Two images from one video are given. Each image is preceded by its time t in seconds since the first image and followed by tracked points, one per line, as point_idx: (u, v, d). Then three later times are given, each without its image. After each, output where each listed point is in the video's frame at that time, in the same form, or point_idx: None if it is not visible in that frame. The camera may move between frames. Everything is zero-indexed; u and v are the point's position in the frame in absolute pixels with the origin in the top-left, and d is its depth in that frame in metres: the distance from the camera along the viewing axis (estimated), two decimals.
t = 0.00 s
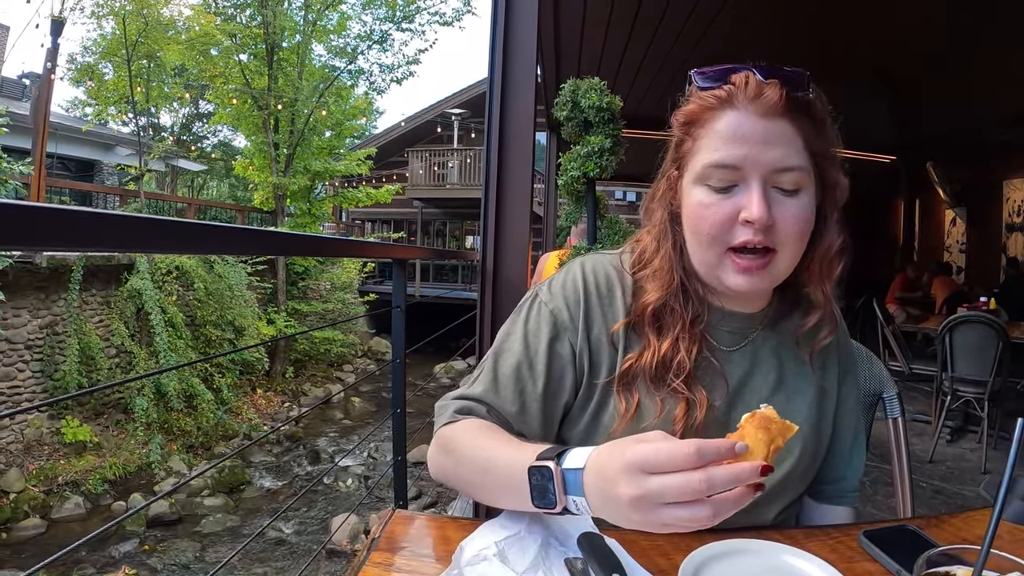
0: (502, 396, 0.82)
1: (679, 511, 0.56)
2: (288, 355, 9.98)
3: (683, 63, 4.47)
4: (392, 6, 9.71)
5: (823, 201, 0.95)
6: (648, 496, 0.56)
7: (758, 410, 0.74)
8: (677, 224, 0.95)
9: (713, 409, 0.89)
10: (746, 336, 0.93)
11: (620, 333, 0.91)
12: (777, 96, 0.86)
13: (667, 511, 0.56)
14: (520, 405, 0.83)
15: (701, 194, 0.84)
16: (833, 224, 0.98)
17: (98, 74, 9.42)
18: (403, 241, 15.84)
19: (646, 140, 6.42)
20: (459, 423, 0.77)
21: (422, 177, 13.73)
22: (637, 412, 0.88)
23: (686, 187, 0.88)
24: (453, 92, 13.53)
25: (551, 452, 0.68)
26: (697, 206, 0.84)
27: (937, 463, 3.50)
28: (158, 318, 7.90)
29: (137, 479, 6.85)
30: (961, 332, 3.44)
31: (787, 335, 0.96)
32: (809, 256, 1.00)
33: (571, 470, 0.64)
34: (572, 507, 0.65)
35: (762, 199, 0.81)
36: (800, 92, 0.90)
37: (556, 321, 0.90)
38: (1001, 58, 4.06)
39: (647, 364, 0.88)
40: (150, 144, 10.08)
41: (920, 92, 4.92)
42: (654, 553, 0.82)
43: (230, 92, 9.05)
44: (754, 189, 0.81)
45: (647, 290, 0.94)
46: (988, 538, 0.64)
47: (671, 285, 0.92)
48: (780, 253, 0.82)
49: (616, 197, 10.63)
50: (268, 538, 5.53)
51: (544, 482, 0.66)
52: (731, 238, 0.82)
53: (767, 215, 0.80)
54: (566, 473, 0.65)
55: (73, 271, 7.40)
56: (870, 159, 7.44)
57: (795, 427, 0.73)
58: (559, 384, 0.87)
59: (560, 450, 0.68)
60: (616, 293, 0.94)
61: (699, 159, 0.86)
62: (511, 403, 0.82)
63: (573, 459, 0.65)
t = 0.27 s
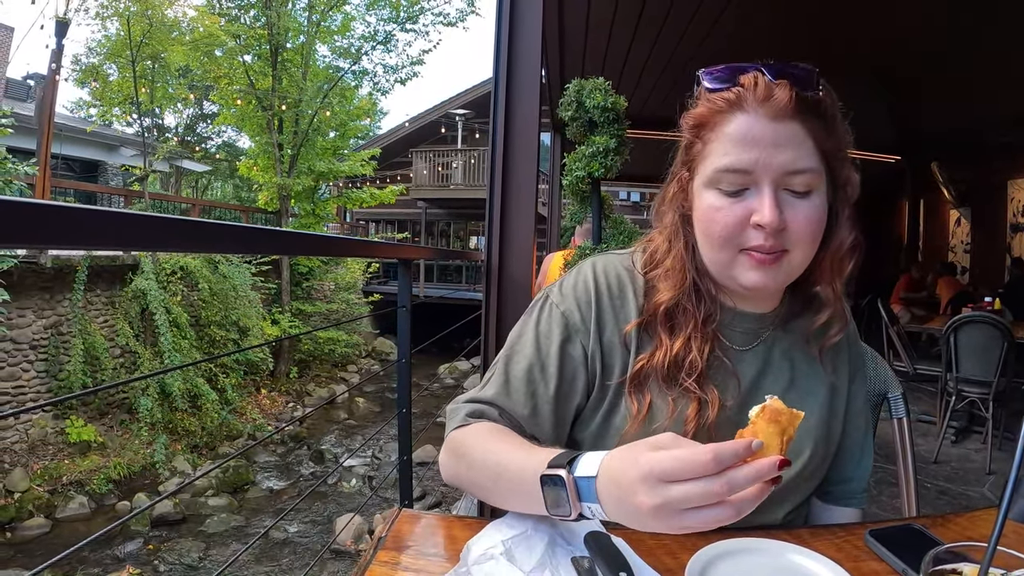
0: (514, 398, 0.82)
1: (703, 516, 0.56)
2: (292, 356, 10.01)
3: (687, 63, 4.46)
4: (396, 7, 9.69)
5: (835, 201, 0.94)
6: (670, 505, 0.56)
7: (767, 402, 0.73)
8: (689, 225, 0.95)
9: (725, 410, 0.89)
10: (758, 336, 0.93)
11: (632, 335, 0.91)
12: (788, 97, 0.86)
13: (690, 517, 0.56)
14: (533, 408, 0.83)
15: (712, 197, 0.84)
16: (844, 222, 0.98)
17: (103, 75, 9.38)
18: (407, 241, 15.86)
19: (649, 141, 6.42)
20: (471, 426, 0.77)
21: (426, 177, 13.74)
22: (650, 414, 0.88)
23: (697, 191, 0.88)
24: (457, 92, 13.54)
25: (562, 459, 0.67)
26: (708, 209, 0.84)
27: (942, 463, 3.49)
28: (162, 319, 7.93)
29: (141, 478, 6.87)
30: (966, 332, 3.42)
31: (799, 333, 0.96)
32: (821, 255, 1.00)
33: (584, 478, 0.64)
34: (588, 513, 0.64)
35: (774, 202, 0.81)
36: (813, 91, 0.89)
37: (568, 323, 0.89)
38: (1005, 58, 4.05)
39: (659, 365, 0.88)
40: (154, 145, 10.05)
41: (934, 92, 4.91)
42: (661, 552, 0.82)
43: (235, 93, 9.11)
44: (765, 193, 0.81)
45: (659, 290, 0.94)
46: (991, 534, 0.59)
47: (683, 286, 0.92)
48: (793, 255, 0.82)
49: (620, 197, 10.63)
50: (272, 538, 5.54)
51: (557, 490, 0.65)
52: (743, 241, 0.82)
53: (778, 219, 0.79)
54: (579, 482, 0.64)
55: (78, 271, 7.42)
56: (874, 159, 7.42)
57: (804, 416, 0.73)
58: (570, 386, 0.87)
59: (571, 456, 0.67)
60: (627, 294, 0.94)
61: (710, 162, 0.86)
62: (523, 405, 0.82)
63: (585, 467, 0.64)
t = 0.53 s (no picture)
0: (519, 394, 0.82)
1: (700, 499, 0.56)
2: (297, 356, 10.01)
3: (693, 63, 4.45)
4: (401, 8, 9.58)
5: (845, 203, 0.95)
6: (668, 479, 0.56)
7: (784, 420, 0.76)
8: (698, 225, 0.95)
9: (731, 410, 0.89)
10: (767, 337, 0.92)
11: (639, 333, 0.91)
12: (801, 97, 0.85)
13: (687, 498, 0.56)
14: (538, 405, 0.83)
15: (723, 196, 0.84)
16: (854, 225, 0.98)
17: (108, 76, 9.30)
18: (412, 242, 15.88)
19: (653, 141, 6.42)
20: (475, 418, 0.77)
21: (431, 178, 13.74)
22: (655, 413, 0.88)
23: (708, 190, 0.87)
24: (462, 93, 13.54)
25: (573, 442, 0.70)
26: (718, 208, 0.84)
27: (947, 464, 3.49)
28: (167, 319, 7.94)
29: (146, 478, 6.89)
30: (972, 333, 3.41)
31: (807, 336, 0.95)
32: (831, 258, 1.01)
33: (591, 457, 0.66)
34: (588, 499, 0.66)
35: (785, 202, 0.81)
36: (826, 91, 0.89)
37: (575, 320, 0.89)
38: (1011, 58, 4.03)
39: (665, 363, 0.88)
40: (159, 146, 10.16)
41: (939, 91, 4.89)
42: (666, 553, 0.82)
43: (240, 94, 9.15)
44: (777, 192, 0.81)
45: (667, 288, 0.94)
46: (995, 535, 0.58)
47: (691, 285, 0.92)
48: (802, 255, 0.82)
49: (624, 198, 10.63)
50: (277, 539, 5.54)
51: (561, 470, 0.67)
52: (753, 241, 0.82)
53: (789, 219, 0.79)
54: (586, 460, 0.66)
55: (83, 272, 7.45)
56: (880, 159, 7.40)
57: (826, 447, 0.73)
58: (576, 384, 0.87)
59: (582, 441, 0.70)
60: (634, 293, 0.94)
61: (722, 162, 0.86)
62: (528, 402, 0.82)
63: (594, 449, 0.67)
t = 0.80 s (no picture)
0: (524, 400, 0.82)
1: (696, 465, 0.55)
2: (301, 357, 10.02)
3: (697, 63, 4.45)
4: (403, 9, 9.67)
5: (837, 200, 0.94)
6: (669, 437, 0.56)
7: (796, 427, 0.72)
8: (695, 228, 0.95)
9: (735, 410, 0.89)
10: (768, 338, 0.92)
11: (642, 337, 0.90)
12: (784, 96, 0.86)
13: (683, 463, 0.55)
14: (543, 410, 0.83)
15: (713, 199, 0.84)
16: (847, 219, 0.98)
17: (111, 77, 9.41)
18: (415, 242, 15.89)
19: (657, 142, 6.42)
20: (482, 422, 0.77)
21: (434, 178, 13.76)
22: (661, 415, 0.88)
23: (698, 193, 0.88)
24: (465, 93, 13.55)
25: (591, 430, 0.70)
26: (710, 211, 0.84)
27: (950, 464, 3.48)
28: (171, 319, 7.96)
29: (150, 478, 6.91)
30: (975, 333, 3.40)
31: (808, 335, 0.95)
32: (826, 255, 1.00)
33: (607, 437, 0.65)
34: (597, 478, 0.64)
35: (775, 201, 0.81)
36: (810, 88, 0.89)
37: (577, 326, 0.89)
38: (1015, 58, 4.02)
39: (669, 366, 0.88)
40: (163, 147, 10.18)
41: (942, 91, 4.88)
42: (669, 553, 0.82)
43: (243, 95, 9.12)
44: (766, 192, 0.81)
45: (668, 291, 0.94)
46: (995, 537, 0.57)
47: (690, 288, 0.92)
48: (797, 253, 0.82)
49: (628, 198, 10.62)
50: (281, 539, 5.56)
51: (575, 448, 0.67)
52: (745, 241, 0.82)
53: (779, 218, 0.79)
54: (601, 440, 0.66)
55: (87, 272, 7.49)
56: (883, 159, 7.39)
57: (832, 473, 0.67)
58: (581, 389, 0.87)
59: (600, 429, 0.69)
60: (636, 297, 0.94)
61: (710, 165, 0.86)
62: (533, 407, 0.82)
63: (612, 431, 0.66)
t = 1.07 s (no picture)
0: (527, 397, 0.82)
1: (699, 465, 0.56)
2: (304, 357, 10.03)
3: (700, 63, 4.45)
4: (406, 9, 9.65)
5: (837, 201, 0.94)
6: (674, 435, 0.57)
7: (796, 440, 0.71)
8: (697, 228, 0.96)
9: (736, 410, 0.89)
10: (768, 337, 0.92)
11: (644, 336, 0.90)
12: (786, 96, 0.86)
13: (683, 461, 0.56)
14: (545, 406, 0.83)
15: (715, 199, 0.84)
16: (847, 221, 0.98)
17: (114, 78, 9.38)
18: (418, 243, 15.90)
19: (660, 142, 6.41)
20: (485, 418, 0.78)
21: (437, 179, 13.76)
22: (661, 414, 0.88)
23: (701, 192, 0.88)
24: (468, 94, 13.55)
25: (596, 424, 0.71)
26: (712, 211, 0.84)
27: (954, 465, 3.47)
28: (175, 320, 7.96)
29: (154, 478, 6.93)
30: (978, 333, 3.41)
31: (808, 334, 0.95)
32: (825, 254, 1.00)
33: (611, 433, 0.66)
34: (600, 472, 0.64)
35: (775, 199, 0.81)
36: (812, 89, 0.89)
37: (580, 324, 0.89)
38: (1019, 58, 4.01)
39: (670, 365, 0.88)
40: (166, 147, 10.19)
41: (946, 91, 4.88)
42: (674, 551, 0.82)
43: (246, 95, 9.18)
44: (767, 191, 0.81)
45: (669, 290, 0.94)
46: (995, 536, 0.59)
47: (692, 286, 0.92)
48: (797, 252, 0.82)
49: (631, 198, 10.62)
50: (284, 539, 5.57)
51: (579, 444, 0.67)
52: (746, 241, 0.82)
53: (781, 217, 0.80)
54: (605, 437, 0.66)
55: (91, 273, 7.52)
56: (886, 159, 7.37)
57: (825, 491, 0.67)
58: (583, 386, 0.87)
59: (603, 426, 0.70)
60: (637, 296, 0.94)
61: (712, 164, 0.86)
62: (536, 404, 0.82)
63: (616, 428, 0.67)
